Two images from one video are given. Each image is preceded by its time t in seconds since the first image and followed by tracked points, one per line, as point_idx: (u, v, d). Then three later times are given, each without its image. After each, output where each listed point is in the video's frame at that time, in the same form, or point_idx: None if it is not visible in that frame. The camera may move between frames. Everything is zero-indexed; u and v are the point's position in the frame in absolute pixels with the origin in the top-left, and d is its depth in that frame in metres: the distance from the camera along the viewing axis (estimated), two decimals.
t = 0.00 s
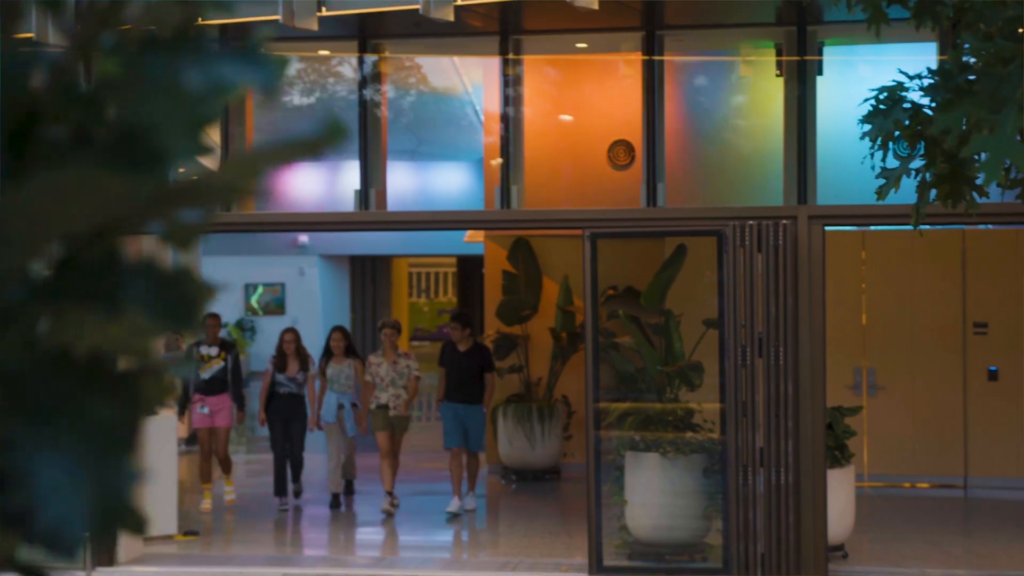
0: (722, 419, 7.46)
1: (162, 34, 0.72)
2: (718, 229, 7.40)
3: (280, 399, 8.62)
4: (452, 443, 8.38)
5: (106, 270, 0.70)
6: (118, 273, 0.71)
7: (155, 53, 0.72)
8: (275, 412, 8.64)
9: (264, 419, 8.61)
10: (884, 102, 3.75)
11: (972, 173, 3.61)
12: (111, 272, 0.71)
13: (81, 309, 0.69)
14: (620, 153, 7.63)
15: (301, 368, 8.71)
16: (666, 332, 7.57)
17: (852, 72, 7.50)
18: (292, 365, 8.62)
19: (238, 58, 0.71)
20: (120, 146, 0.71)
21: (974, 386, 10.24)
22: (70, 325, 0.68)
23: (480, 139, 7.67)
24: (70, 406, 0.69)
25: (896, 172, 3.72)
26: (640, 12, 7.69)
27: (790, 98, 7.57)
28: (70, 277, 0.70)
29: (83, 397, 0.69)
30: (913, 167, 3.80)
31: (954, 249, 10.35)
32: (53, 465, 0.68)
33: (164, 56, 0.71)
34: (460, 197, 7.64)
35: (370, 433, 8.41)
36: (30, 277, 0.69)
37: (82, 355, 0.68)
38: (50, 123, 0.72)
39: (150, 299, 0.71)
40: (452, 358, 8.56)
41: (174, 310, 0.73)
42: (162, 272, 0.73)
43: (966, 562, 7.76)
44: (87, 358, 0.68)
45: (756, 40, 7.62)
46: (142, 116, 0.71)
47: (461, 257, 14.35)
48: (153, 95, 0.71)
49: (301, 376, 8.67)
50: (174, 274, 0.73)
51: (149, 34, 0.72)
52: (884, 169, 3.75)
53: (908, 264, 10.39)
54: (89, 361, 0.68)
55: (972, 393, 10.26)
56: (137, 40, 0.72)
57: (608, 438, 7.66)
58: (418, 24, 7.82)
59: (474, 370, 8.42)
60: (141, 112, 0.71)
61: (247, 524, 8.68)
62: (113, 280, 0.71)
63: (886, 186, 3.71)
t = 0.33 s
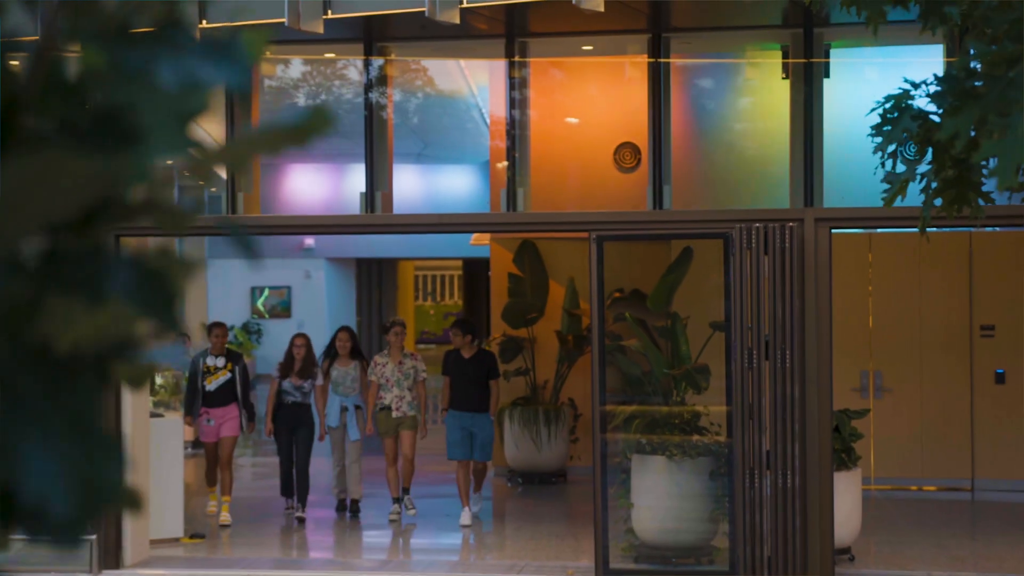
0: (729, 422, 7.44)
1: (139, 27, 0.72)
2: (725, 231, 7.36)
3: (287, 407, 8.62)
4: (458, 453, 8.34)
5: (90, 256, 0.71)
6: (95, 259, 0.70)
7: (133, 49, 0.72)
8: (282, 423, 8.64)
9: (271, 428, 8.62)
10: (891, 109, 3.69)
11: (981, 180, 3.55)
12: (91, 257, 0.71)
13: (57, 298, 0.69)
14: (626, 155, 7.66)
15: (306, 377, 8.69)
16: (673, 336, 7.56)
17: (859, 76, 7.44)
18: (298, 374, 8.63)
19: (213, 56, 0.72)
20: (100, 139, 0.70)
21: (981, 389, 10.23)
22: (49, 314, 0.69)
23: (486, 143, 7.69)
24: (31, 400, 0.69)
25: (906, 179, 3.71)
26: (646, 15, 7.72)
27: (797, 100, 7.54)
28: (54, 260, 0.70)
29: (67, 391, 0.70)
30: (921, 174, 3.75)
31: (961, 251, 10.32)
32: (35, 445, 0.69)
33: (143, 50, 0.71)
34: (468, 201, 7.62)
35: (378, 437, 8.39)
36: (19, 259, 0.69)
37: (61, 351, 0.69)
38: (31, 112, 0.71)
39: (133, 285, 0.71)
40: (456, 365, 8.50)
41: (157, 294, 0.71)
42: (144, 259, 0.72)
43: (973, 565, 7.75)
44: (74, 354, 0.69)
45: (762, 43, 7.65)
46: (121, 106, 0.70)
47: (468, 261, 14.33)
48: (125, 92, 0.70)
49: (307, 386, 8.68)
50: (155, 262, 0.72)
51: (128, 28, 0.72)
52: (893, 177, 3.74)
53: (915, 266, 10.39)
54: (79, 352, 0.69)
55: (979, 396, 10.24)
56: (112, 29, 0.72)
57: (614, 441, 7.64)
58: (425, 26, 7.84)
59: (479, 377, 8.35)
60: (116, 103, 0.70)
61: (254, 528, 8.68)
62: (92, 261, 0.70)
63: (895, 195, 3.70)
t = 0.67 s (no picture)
0: (729, 425, 7.42)
1: (193, 64, 0.65)
2: (725, 234, 7.36)
3: (288, 410, 8.54)
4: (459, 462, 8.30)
5: (130, 298, 0.64)
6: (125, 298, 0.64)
7: (187, 91, 0.64)
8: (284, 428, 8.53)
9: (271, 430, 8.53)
10: (889, 111, 3.58)
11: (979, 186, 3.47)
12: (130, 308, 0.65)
13: (88, 350, 0.64)
14: (626, 158, 7.68)
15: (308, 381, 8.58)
16: (673, 339, 7.51)
17: (859, 78, 7.37)
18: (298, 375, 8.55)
19: (267, 101, 0.63)
20: (131, 180, 0.63)
21: (982, 393, 10.22)
22: (69, 367, 0.63)
23: (486, 146, 7.68)
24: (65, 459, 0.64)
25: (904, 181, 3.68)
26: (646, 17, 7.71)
27: (799, 104, 7.51)
28: (82, 312, 0.64)
29: (89, 440, 0.65)
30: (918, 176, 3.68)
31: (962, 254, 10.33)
32: (62, 493, 0.64)
33: (201, 95, 0.64)
34: (468, 203, 7.71)
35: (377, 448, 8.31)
36: (37, 332, 0.64)
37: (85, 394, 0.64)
38: (63, 128, 0.65)
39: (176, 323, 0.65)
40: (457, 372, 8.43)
41: (194, 342, 0.65)
42: (190, 305, 0.65)
43: (973, 568, 7.75)
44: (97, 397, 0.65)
45: (762, 46, 7.69)
46: (165, 134, 0.63)
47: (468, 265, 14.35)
48: (166, 131, 0.63)
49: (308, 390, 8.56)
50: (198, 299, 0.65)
51: (172, 61, 0.65)
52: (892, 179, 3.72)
53: (916, 269, 10.37)
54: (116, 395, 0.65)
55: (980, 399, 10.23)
56: (163, 67, 0.65)
57: (614, 444, 7.64)
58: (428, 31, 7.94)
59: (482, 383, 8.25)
60: (150, 139, 0.63)
61: (254, 532, 8.67)
62: (131, 309, 0.65)
63: (893, 196, 3.68)
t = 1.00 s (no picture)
0: (723, 430, 7.42)
1: (219, 102, 0.61)
2: (719, 239, 7.42)
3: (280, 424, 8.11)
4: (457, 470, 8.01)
5: (150, 333, 0.63)
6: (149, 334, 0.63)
7: (214, 132, 0.60)
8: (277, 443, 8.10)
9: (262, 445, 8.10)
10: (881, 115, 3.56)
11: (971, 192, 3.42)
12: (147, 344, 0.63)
13: (107, 386, 0.63)
14: (621, 163, 7.66)
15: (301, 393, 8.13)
16: (668, 343, 7.48)
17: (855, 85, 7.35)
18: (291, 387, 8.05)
19: (300, 159, 0.60)
20: (160, 225, 0.61)
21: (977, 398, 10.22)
22: (92, 395, 0.63)
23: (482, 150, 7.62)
24: (85, 505, 0.62)
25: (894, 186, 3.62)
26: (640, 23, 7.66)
27: (793, 110, 7.51)
28: (103, 349, 0.63)
29: (105, 467, 0.64)
30: (910, 179, 3.65)
31: (957, 260, 10.32)
32: (85, 550, 0.62)
33: (230, 141, 0.60)
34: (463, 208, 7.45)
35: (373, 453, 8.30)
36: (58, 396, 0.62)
37: (104, 419, 0.64)
38: (89, 147, 0.59)
39: (197, 349, 0.65)
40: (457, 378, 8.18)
41: (210, 375, 0.65)
42: (206, 339, 0.65)
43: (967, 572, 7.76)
44: (112, 417, 0.63)
45: (756, 50, 7.67)
46: (189, 180, 0.60)
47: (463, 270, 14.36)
48: (196, 177, 0.59)
49: (303, 403, 8.13)
50: (216, 337, 0.65)
51: (203, 97, 0.61)
52: (883, 184, 3.67)
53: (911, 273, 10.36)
54: (141, 434, 0.65)
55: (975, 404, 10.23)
56: (194, 97, 0.61)
57: (609, 449, 7.64)
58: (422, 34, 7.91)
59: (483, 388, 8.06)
60: (181, 182, 0.60)
61: (250, 538, 8.66)
62: (148, 341, 0.63)
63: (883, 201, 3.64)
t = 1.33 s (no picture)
0: (712, 436, 7.42)
1: (173, 93, 0.72)
2: (709, 245, 7.41)
3: (267, 432, 8.01)
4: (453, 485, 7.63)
5: (107, 328, 0.73)
6: (95, 327, 0.72)
7: (158, 120, 0.71)
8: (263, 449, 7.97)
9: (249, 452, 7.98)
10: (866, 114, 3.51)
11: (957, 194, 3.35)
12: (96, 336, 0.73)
13: (61, 380, 0.72)
14: (611, 169, 7.65)
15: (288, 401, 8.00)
16: (657, 349, 7.48)
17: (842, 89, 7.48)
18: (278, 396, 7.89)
19: (246, 151, 0.72)
20: (106, 210, 0.71)
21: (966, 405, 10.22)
22: (43, 391, 0.71)
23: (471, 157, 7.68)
24: (35, 518, 0.69)
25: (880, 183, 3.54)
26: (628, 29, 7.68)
27: (781, 115, 7.58)
28: (55, 341, 0.72)
29: (55, 466, 0.71)
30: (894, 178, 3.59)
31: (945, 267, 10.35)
32: (28, 553, 0.68)
33: (176, 130, 0.71)
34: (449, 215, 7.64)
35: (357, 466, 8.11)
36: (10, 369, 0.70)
37: (54, 419, 0.71)
38: (42, 136, 0.71)
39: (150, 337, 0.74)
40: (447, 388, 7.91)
41: (161, 378, 0.75)
42: (153, 335, 0.74)
43: None
44: (67, 421, 0.72)
45: (747, 56, 7.63)
46: (137, 170, 0.70)
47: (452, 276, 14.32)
48: (142, 163, 0.70)
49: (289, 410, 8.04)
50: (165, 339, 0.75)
51: (149, 87, 0.71)
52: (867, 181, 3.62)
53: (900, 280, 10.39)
54: (101, 433, 0.73)
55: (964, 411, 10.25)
56: (144, 88, 0.71)
57: (598, 456, 7.61)
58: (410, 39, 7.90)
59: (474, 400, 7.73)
60: (123, 173, 0.70)
61: (237, 545, 8.63)
62: (94, 335, 0.72)
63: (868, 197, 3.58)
